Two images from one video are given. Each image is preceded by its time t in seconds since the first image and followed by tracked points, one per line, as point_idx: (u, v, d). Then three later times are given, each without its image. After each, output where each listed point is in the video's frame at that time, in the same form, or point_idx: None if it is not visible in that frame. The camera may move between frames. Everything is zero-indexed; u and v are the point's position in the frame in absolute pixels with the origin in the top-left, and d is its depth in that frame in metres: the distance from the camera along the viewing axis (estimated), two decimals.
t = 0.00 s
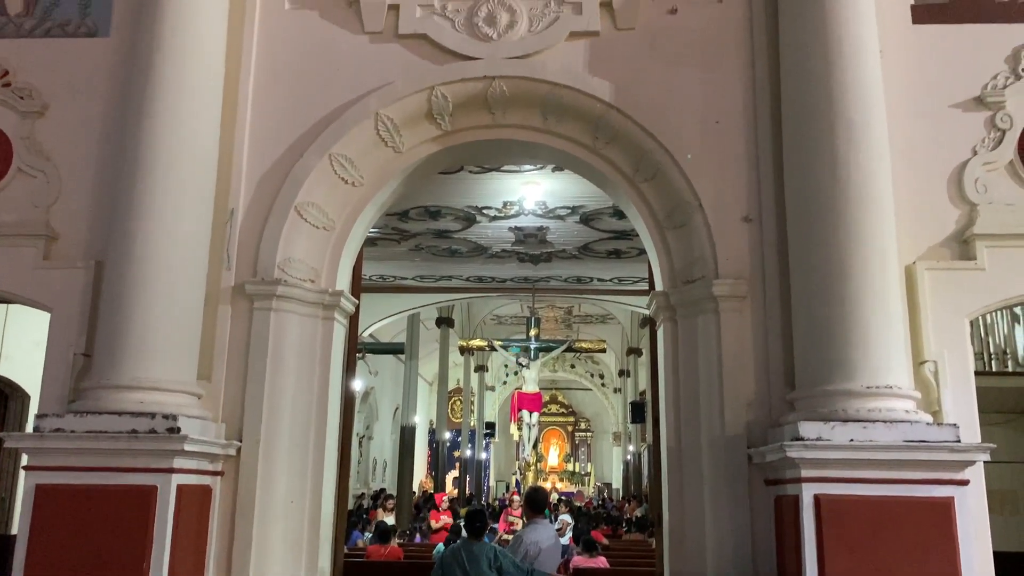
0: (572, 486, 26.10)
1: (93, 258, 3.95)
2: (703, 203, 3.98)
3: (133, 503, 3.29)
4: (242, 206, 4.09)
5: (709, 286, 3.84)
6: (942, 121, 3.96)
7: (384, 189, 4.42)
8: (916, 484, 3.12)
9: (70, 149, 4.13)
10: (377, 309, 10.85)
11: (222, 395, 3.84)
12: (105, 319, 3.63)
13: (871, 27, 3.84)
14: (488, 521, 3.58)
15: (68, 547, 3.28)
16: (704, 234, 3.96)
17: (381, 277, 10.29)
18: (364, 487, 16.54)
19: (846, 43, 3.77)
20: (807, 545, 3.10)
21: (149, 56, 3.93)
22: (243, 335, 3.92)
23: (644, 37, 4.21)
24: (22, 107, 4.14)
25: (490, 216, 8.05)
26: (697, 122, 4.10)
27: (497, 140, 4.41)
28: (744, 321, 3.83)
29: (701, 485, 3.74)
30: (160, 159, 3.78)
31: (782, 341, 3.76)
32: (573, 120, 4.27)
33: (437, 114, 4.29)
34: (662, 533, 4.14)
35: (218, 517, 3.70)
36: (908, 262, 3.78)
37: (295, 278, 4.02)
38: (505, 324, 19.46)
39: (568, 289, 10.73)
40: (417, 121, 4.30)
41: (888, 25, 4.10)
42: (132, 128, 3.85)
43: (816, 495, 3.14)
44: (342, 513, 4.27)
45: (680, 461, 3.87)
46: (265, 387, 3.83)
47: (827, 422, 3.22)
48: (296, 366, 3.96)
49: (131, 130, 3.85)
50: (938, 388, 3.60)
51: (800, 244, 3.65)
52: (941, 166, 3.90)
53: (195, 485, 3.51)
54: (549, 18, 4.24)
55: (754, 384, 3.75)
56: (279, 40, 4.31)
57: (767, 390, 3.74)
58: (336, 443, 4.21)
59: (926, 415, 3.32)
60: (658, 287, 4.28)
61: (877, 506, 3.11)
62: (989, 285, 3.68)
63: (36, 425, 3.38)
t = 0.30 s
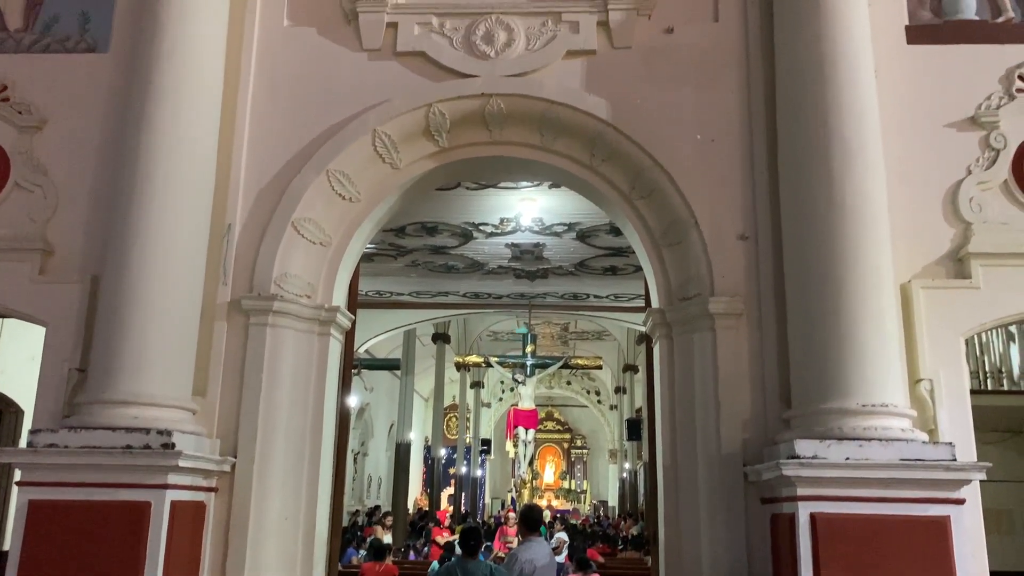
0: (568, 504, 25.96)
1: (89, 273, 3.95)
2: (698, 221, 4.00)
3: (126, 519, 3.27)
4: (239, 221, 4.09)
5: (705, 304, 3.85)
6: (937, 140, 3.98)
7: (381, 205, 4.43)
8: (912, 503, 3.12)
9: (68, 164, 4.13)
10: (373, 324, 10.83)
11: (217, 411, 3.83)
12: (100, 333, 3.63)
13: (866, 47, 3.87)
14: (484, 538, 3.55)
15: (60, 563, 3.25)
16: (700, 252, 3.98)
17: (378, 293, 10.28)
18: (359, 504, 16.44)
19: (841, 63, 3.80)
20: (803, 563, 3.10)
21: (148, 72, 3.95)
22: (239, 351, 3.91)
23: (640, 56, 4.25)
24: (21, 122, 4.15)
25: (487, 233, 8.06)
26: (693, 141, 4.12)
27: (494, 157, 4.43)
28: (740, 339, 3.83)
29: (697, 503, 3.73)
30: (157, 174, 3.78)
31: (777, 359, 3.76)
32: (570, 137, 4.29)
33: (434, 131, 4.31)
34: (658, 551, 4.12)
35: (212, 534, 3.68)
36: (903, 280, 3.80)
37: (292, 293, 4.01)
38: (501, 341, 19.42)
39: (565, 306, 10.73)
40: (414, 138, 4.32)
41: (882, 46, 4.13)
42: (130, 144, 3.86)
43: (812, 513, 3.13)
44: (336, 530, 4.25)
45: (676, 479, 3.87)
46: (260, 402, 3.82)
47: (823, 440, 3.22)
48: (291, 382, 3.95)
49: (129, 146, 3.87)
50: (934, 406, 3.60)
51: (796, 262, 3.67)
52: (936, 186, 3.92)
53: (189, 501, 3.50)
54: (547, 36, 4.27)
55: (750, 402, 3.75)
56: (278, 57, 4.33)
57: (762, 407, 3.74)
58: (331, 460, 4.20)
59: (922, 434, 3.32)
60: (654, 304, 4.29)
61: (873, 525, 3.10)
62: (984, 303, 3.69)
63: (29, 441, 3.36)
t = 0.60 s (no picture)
0: (565, 523, 25.80)
1: (86, 290, 3.94)
2: (695, 239, 4.01)
3: (120, 537, 3.25)
4: (237, 238, 4.09)
5: (703, 322, 3.85)
6: (933, 160, 4.01)
7: (379, 222, 4.44)
8: (911, 523, 3.11)
9: (66, 180, 4.14)
10: (370, 341, 10.81)
11: (213, 428, 3.81)
12: (96, 350, 3.62)
13: (862, 68, 3.90)
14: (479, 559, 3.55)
15: None
16: (697, 270, 3.99)
17: (375, 309, 10.27)
18: (355, 523, 16.32)
19: (837, 84, 3.82)
20: None
21: (148, 89, 3.97)
22: (236, 367, 3.90)
23: (638, 75, 4.27)
24: (20, 138, 4.16)
25: (485, 250, 8.07)
26: (690, 160, 4.14)
27: (492, 175, 4.44)
28: (737, 357, 3.83)
29: (695, 522, 3.71)
30: (156, 191, 3.79)
31: (775, 378, 3.76)
32: (568, 156, 4.31)
33: (433, 149, 4.32)
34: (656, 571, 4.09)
35: (207, 553, 3.65)
36: (900, 300, 3.80)
37: (289, 310, 4.01)
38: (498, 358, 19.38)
39: (562, 323, 10.72)
40: (413, 156, 4.34)
41: (878, 66, 4.17)
42: (129, 160, 3.87)
43: (810, 533, 3.12)
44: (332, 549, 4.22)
45: (674, 498, 3.85)
46: (256, 420, 3.80)
47: (822, 460, 3.21)
48: (287, 400, 3.94)
49: (128, 162, 3.87)
50: (932, 426, 3.60)
51: (793, 281, 3.67)
52: (933, 205, 3.94)
53: (184, 519, 3.47)
54: (545, 56, 4.30)
55: (748, 421, 3.74)
56: (277, 74, 4.36)
57: (760, 426, 3.73)
58: (327, 478, 4.18)
59: (920, 453, 3.32)
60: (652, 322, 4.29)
61: (872, 545, 3.09)
62: (981, 323, 3.70)
63: (24, 458, 3.34)
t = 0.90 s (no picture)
0: (564, 545, 25.61)
1: (84, 310, 3.94)
2: (694, 259, 4.01)
3: (116, 559, 3.23)
4: (237, 258, 4.10)
5: (702, 343, 3.85)
6: (930, 181, 4.02)
7: (378, 243, 4.44)
8: (912, 546, 3.10)
9: (66, 201, 4.15)
10: (368, 362, 10.78)
11: (210, 449, 3.80)
12: (94, 370, 3.61)
13: (859, 91, 3.93)
14: None
15: None
16: (696, 291, 3.99)
17: (373, 330, 10.26)
18: (352, 545, 16.18)
19: (835, 106, 3.85)
20: None
21: (149, 110, 3.99)
22: (233, 388, 3.89)
23: (636, 97, 4.30)
24: (20, 159, 4.18)
25: (484, 270, 8.07)
26: (688, 181, 4.15)
27: (491, 196, 4.46)
28: (736, 378, 3.82)
29: (694, 544, 3.69)
30: (155, 211, 3.80)
31: (774, 398, 3.75)
32: (567, 177, 4.33)
33: (432, 170, 4.34)
34: None
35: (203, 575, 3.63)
36: (899, 321, 3.80)
37: (288, 331, 4.01)
38: (497, 379, 19.33)
39: (561, 344, 10.71)
40: (412, 176, 4.35)
41: (875, 88, 4.19)
42: (129, 181, 3.88)
43: (810, 556, 3.11)
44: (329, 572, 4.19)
45: (674, 519, 3.83)
46: (254, 441, 3.79)
47: (822, 481, 3.20)
48: (285, 420, 3.92)
49: (128, 183, 3.89)
50: (932, 448, 3.59)
51: (792, 301, 3.68)
52: (930, 226, 3.95)
53: (180, 540, 3.45)
54: (543, 78, 4.33)
55: (747, 442, 3.73)
56: (277, 96, 4.38)
57: (760, 447, 3.72)
58: (325, 499, 4.15)
59: (920, 475, 3.31)
60: (651, 342, 4.29)
61: (873, 568, 3.07)
62: (980, 344, 3.70)
63: (20, 479, 3.33)
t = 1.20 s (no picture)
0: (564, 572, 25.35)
1: (83, 334, 3.94)
2: (693, 283, 4.02)
3: None
4: (236, 283, 4.11)
5: (701, 367, 3.85)
6: (927, 205, 4.04)
7: (377, 267, 4.45)
8: (914, 572, 3.08)
9: (66, 225, 4.16)
10: (367, 387, 10.74)
11: (207, 475, 3.78)
12: (92, 395, 3.60)
13: (856, 116, 3.96)
14: None
15: None
16: (696, 315, 3.99)
17: (372, 354, 10.24)
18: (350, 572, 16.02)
19: (832, 131, 3.87)
20: None
21: (149, 135, 4.01)
22: (231, 413, 3.88)
23: (635, 122, 4.33)
24: (20, 185, 4.20)
25: (483, 294, 8.07)
26: (687, 205, 4.17)
27: (490, 220, 4.47)
28: (736, 402, 3.81)
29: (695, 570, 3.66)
30: (155, 236, 3.81)
31: (774, 423, 3.74)
32: (565, 201, 4.35)
33: (432, 194, 4.36)
34: None
35: None
36: (899, 345, 3.80)
37: (286, 355, 4.00)
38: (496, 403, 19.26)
39: (560, 368, 10.68)
40: (411, 201, 4.37)
41: (871, 113, 4.23)
42: (129, 206, 3.90)
43: None
44: None
45: (674, 545, 3.80)
46: (252, 466, 3.77)
47: (822, 506, 3.19)
48: (283, 446, 3.90)
49: (128, 208, 3.90)
50: (933, 473, 3.58)
51: (791, 325, 3.68)
52: (928, 250, 3.96)
53: (177, 567, 3.43)
54: (542, 103, 4.36)
55: (748, 466, 3.71)
56: (278, 122, 4.41)
57: (760, 472, 3.70)
58: (323, 525, 4.12)
59: (921, 500, 3.30)
60: (650, 367, 4.28)
61: None
62: (979, 369, 3.70)
63: (16, 505, 3.32)
